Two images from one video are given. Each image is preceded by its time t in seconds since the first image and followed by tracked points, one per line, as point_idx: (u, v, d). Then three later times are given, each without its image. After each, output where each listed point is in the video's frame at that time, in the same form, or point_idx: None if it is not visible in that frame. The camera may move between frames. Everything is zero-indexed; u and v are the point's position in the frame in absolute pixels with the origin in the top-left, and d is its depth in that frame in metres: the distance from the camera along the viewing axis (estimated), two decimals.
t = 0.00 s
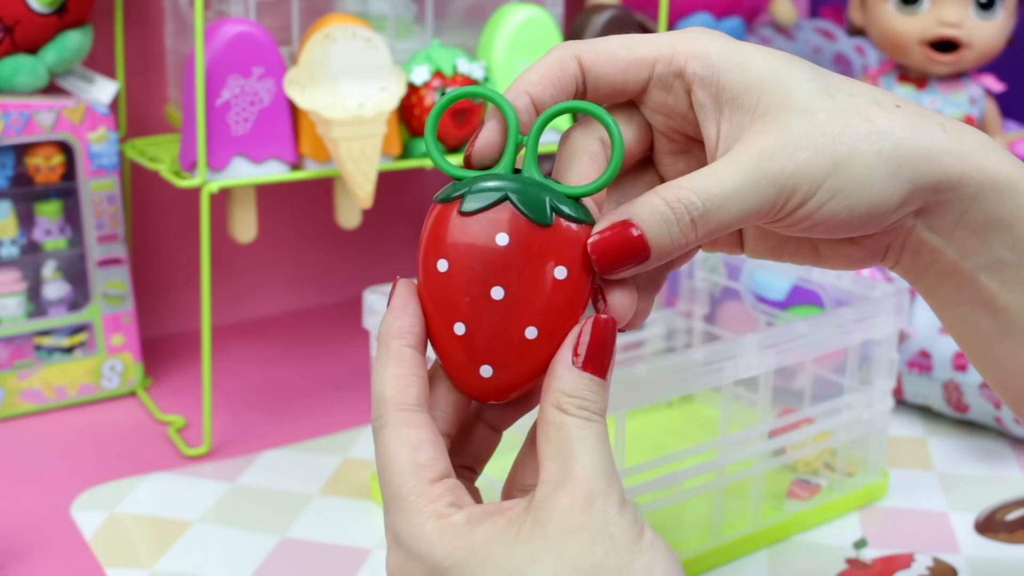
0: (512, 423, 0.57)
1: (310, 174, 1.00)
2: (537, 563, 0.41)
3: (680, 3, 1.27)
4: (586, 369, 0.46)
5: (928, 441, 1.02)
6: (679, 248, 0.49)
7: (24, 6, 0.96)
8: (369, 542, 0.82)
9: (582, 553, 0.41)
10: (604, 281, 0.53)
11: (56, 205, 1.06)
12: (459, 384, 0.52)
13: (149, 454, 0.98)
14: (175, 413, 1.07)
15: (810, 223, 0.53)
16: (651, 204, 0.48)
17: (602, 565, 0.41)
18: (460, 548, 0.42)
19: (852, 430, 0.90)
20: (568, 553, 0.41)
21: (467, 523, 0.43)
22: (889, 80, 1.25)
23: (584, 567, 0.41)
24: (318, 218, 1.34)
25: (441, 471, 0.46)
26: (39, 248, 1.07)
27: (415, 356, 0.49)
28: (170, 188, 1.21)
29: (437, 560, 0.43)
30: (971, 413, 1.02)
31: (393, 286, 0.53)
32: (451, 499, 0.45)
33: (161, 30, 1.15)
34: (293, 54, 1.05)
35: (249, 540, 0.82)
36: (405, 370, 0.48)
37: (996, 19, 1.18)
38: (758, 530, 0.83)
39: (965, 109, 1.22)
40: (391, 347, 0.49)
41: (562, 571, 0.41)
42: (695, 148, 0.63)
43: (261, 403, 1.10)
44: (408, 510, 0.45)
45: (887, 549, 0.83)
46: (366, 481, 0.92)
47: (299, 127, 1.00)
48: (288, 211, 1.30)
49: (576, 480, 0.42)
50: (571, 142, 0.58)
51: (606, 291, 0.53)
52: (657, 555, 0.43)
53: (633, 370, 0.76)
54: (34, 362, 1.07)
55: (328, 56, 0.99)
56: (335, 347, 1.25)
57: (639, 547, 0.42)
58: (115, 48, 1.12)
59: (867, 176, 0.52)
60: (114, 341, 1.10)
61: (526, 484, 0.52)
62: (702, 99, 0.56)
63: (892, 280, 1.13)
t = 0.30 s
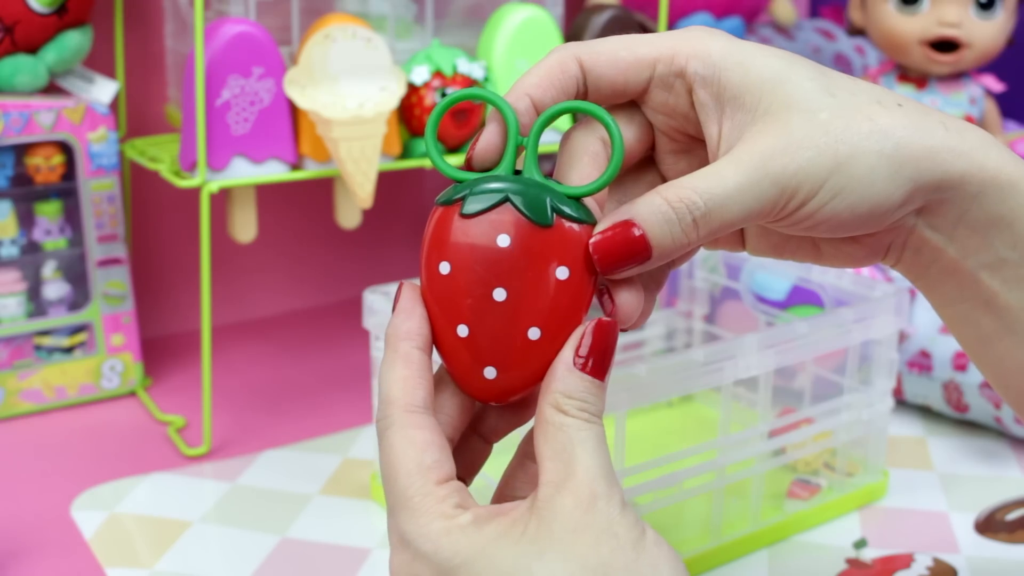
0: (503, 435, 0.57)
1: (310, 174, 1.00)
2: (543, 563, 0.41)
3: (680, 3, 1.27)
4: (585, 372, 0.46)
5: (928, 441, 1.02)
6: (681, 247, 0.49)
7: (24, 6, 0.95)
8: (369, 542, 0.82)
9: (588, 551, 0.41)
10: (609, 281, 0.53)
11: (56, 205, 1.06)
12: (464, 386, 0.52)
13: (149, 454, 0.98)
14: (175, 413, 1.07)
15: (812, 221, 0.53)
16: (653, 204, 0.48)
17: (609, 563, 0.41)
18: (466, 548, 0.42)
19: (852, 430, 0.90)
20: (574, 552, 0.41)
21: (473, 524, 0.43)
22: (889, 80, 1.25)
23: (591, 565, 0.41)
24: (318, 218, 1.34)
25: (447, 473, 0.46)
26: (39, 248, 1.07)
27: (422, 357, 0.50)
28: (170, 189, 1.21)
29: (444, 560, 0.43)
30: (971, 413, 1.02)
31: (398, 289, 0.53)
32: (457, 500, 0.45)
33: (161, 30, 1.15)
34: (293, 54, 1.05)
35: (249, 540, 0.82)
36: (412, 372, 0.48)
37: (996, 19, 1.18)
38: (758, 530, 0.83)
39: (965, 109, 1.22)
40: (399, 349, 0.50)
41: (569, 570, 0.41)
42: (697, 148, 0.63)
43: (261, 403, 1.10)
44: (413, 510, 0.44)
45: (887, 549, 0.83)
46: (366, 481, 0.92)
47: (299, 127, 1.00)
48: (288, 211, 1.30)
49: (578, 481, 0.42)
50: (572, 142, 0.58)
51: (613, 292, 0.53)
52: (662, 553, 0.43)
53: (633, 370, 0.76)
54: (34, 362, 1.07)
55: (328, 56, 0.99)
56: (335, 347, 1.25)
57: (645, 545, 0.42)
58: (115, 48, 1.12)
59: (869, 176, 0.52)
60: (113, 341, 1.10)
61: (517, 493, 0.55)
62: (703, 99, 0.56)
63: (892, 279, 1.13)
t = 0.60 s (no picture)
0: (499, 445, 0.57)
1: (310, 174, 1.00)
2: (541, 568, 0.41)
3: (681, 3, 1.27)
4: (581, 380, 0.46)
5: (928, 441, 1.02)
6: (676, 255, 0.49)
7: (24, 5, 0.95)
8: (368, 542, 0.82)
9: (585, 555, 0.41)
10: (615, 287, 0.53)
11: (56, 205, 1.06)
12: (462, 395, 0.52)
13: (149, 454, 0.98)
14: (175, 413, 1.07)
15: (805, 226, 0.53)
16: (646, 211, 0.48)
17: (606, 568, 0.41)
18: (464, 553, 0.42)
19: (852, 430, 0.90)
20: (571, 558, 0.41)
21: (471, 531, 0.43)
22: (889, 80, 1.25)
23: (589, 569, 0.41)
24: (318, 218, 1.34)
25: (444, 481, 0.46)
26: (39, 248, 1.07)
27: (421, 367, 0.50)
28: (170, 188, 1.21)
29: (442, 566, 0.43)
30: (971, 413, 1.02)
31: (398, 300, 0.53)
32: (455, 507, 0.45)
33: (161, 29, 1.15)
34: (293, 54, 1.05)
35: (249, 540, 0.82)
36: (411, 382, 0.49)
37: (996, 19, 1.18)
38: (758, 530, 0.83)
39: (965, 109, 1.22)
40: (399, 358, 0.50)
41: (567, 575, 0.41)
42: (690, 155, 0.63)
43: (261, 403, 1.10)
44: (412, 516, 0.44)
45: (887, 549, 0.83)
46: (367, 481, 0.92)
47: (299, 127, 1.00)
48: (288, 211, 1.30)
49: (574, 488, 0.42)
50: (566, 151, 0.58)
51: (619, 296, 0.53)
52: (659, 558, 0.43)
53: (633, 370, 0.76)
54: (34, 362, 1.07)
55: (329, 56, 0.99)
56: (336, 347, 1.25)
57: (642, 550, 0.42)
58: (115, 48, 1.12)
59: (861, 181, 0.52)
60: (114, 340, 1.10)
61: (511, 502, 0.55)
62: (696, 107, 0.56)
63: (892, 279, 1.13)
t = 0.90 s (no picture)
0: (504, 440, 0.57)
1: (310, 174, 1.00)
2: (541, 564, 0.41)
3: (681, 3, 1.27)
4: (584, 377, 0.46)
5: (928, 441, 1.02)
6: (679, 251, 0.49)
7: (24, 5, 0.96)
8: (368, 542, 0.82)
9: (587, 552, 0.41)
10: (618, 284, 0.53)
11: (56, 205, 1.06)
12: (467, 392, 0.52)
13: (149, 454, 0.98)
14: (175, 413, 1.07)
15: (810, 223, 0.53)
16: (651, 208, 0.48)
17: (608, 566, 0.41)
18: (467, 549, 0.42)
19: (852, 430, 0.90)
20: (573, 554, 0.41)
21: (474, 528, 0.43)
22: (889, 80, 1.25)
23: (590, 567, 0.41)
24: (318, 218, 1.34)
25: (447, 478, 0.46)
26: (39, 248, 1.07)
27: (426, 363, 0.50)
28: (170, 188, 1.21)
29: (445, 562, 0.43)
30: (971, 413, 1.02)
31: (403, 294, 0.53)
32: (458, 504, 0.45)
33: (161, 29, 1.15)
34: (293, 54, 1.05)
35: (249, 540, 0.82)
36: (415, 377, 0.49)
37: (996, 19, 1.18)
38: (758, 530, 0.83)
39: (965, 109, 1.22)
40: (404, 354, 0.50)
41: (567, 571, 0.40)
42: (692, 151, 0.63)
43: (261, 403, 1.10)
44: (414, 512, 0.44)
45: (887, 549, 0.83)
46: (366, 481, 0.92)
47: (299, 127, 1.00)
48: (288, 211, 1.30)
49: (577, 485, 0.42)
50: (569, 148, 0.58)
51: (621, 292, 0.53)
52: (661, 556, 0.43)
53: (633, 370, 0.76)
54: (34, 362, 1.07)
55: (329, 56, 0.99)
56: (336, 347, 1.25)
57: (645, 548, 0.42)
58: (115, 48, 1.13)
59: (865, 178, 0.52)
60: (113, 341, 1.10)
61: (515, 497, 0.55)
62: (699, 103, 0.56)
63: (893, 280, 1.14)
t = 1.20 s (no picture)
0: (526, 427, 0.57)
1: (310, 174, 1.00)
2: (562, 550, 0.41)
3: (681, 3, 1.26)
4: (598, 364, 0.45)
5: (928, 441, 1.02)
6: (664, 263, 0.49)
7: (24, 6, 0.95)
8: (368, 542, 0.82)
9: (598, 547, 0.41)
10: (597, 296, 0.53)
11: (56, 205, 1.06)
12: (452, 401, 0.52)
13: (149, 454, 0.98)
14: (175, 413, 1.07)
15: (795, 235, 0.53)
16: (635, 219, 0.48)
17: (618, 562, 0.41)
18: (479, 536, 0.42)
19: (852, 430, 0.90)
20: (584, 548, 0.41)
21: (484, 513, 0.43)
22: (889, 80, 1.25)
23: (600, 562, 0.40)
24: (318, 218, 1.34)
25: (448, 460, 0.46)
26: (39, 248, 1.07)
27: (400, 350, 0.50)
28: (170, 188, 1.21)
29: (454, 549, 0.42)
30: (971, 413, 1.02)
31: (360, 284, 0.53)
32: (461, 484, 0.45)
33: (161, 29, 1.15)
34: (293, 54, 1.05)
35: (250, 540, 0.82)
36: (397, 363, 0.49)
37: (996, 19, 1.18)
38: (757, 530, 0.83)
39: (965, 109, 1.22)
40: (377, 341, 0.50)
41: (577, 565, 0.40)
42: (681, 161, 0.62)
43: (261, 403, 1.10)
44: (422, 496, 0.44)
45: (887, 549, 0.83)
46: (367, 481, 0.92)
47: (299, 127, 1.00)
48: (288, 211, 1.30)
49: (591, 477, 0.42)
50: (558, 157, 0.58)
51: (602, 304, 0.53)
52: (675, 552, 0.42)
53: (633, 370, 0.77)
54: (34, 362, 1.07)
55: (329, 55, 0.99)
56: (336, 347, 1.25)
57: (658, 542, 0.42)
58: (115, 48, 1.13)
59: (852, 190, 0.52)
60: (114, 341, 1.10)
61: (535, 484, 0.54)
62: (687, 113, 0.56)
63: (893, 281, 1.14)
